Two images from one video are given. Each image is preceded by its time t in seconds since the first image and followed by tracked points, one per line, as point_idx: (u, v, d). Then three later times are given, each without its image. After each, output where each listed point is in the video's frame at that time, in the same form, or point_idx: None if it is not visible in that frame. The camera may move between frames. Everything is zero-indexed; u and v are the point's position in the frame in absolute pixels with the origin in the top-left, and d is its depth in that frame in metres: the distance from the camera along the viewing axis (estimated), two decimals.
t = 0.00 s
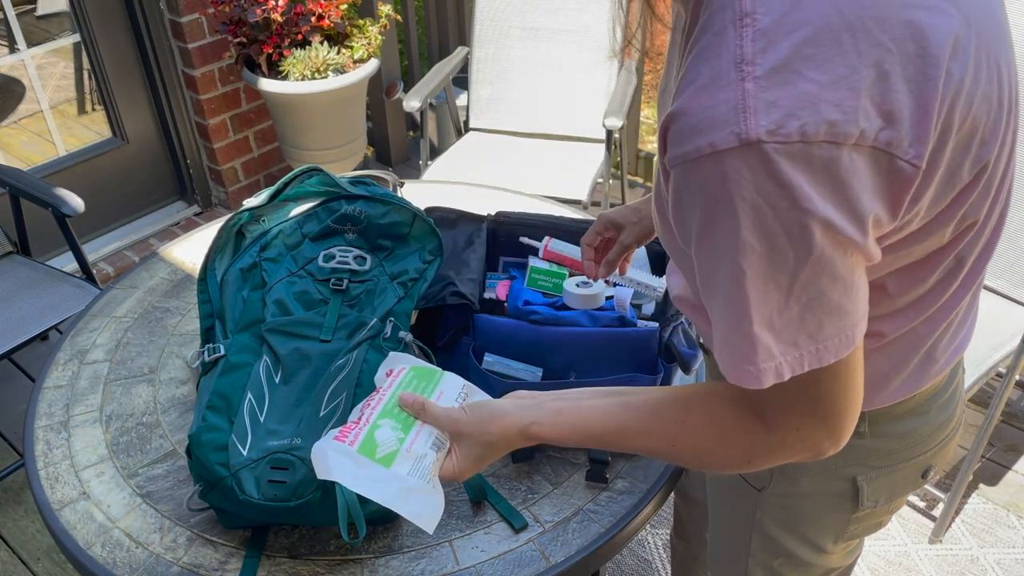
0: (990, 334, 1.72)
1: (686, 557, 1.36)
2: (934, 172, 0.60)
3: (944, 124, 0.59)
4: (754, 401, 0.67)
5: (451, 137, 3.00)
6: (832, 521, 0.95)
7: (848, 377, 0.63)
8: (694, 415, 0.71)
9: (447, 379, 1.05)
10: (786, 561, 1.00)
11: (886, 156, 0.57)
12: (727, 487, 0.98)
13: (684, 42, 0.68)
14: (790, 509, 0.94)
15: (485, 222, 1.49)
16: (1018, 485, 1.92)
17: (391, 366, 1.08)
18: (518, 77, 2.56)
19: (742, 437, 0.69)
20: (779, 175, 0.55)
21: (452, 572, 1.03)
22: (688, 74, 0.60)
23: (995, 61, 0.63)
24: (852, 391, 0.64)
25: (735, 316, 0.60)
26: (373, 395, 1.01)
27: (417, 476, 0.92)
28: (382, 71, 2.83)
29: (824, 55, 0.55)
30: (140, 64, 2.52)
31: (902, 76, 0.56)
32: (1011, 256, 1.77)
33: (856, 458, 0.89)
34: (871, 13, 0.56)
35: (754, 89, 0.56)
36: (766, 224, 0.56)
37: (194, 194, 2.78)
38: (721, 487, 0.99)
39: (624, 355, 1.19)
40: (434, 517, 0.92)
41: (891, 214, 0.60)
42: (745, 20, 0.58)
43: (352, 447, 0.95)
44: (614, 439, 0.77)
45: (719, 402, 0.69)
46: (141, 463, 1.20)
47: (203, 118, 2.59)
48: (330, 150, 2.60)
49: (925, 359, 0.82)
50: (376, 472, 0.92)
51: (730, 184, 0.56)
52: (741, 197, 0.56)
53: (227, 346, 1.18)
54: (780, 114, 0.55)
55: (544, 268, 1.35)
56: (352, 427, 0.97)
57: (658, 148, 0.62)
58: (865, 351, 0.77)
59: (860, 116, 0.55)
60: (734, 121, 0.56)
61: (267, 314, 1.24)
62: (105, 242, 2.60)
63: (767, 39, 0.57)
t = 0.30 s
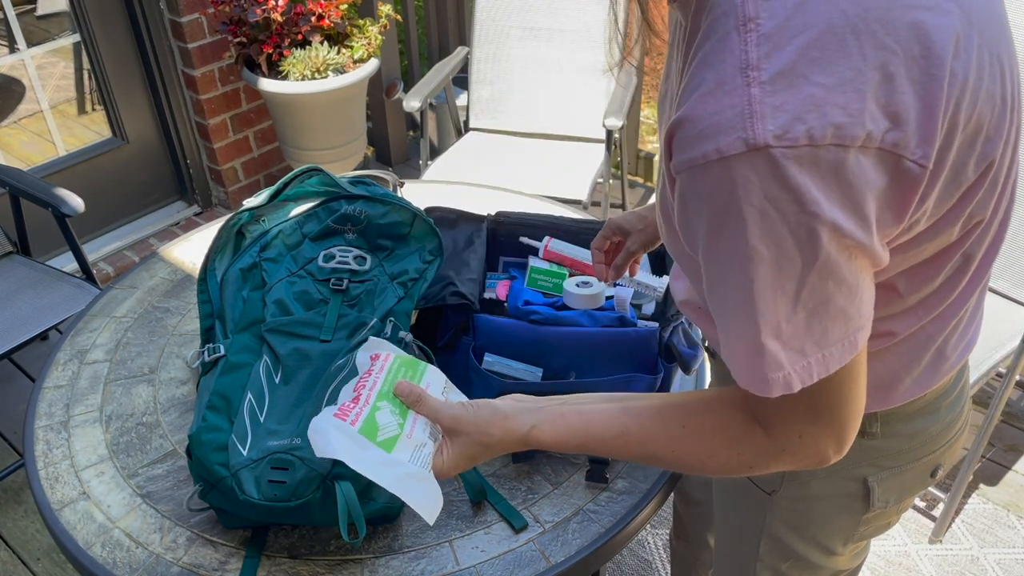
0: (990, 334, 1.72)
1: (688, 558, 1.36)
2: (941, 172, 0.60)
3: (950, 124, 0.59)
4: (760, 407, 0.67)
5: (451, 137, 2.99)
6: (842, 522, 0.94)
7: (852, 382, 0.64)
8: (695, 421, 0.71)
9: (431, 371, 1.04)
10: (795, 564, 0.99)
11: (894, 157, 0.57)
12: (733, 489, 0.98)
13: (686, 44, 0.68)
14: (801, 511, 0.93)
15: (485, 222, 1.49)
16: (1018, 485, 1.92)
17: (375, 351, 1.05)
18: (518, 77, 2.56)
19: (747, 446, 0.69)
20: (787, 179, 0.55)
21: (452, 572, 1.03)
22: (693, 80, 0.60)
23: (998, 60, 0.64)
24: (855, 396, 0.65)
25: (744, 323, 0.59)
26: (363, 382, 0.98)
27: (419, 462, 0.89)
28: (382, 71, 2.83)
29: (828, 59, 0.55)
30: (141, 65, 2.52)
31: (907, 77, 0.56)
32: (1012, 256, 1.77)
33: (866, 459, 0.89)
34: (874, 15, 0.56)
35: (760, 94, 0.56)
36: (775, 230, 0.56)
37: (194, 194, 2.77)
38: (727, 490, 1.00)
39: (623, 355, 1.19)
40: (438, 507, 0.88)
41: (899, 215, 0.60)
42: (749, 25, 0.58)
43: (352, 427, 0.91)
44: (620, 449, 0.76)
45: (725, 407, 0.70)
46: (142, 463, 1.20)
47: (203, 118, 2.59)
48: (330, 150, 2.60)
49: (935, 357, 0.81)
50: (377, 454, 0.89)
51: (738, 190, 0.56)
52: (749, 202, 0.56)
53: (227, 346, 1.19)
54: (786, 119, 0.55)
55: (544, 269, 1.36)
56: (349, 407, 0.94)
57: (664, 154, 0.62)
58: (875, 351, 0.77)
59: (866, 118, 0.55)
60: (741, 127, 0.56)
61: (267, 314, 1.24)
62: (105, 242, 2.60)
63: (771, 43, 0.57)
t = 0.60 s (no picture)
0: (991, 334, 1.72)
1: (688, 557, 1.36)
2: (948, 156, 0.60)
3: (956, 108, 0.59)
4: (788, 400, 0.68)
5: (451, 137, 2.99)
6: (859, 520, 0.94)
7: (882, 370, 0.64)
8: (727, 416, 0.72)
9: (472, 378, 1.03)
10: (807, 564, 1.00)
11: (903, 140, 0.57)
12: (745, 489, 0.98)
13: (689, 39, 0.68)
14: (820, 510, 0.93)
15: (485, 222, 1.49)
16: (1018, 485, 1.92)
17: (418, 359, 1.06)
18: (518, 78, 2.56)
19: (781, 438, 0.70)
20: (799, 167, 0.55)
21: (452, 573, 1.03)
22: (699, 75, 0.60)
23: (999, 46, 0.64)
24: (885, 385, 0.65)
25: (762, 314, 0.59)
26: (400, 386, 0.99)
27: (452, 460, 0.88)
28: (382, 71, 2.83)
29: (835, 46, 0.55)
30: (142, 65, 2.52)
31: (911, 61, 0.57)
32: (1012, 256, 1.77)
33: (885, 455, 0.89)
34: (877, 3, 0.56)
35: (767, 85, 0.56)
36: (790, 218, 0.56)
37: (194, 194, 2.78)
38: (739, 491, 0.99)
39: (623, 354, 1.20)
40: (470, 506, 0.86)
41: (910, 201, 0.60)
42: (753, 18, 0.58)
43: (387, 427, 0.92)
44: (649, 450, 0.77)
45: (755, 403, 0.71)
46: (141, 462, 1.20)
47: (203, 118, 2.59)
48: (331, 150, 2.60)
49: (950, 347, 0.81)
50: (410, 454, 0.89)
51: (751, 181, 0.56)
52: (762, 191, 0.56)
53: (227, 347, 1.19)
54: (795, 107, 0.55)
55: (544, 269, 1.36)
56: (386, 408, 0.95)
57: (674, 150, 0.62)
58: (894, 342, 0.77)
59: (874, 103, 0.55)
60: (751, 118, 0.56)
61: (267, 314, 1.24)
62: (105, 242, 2.60)
63: (776, 35, 0.57)
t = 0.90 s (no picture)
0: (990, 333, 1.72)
1: (688, 555, 1.35)
2: (946, 137, 0.60)
3: (952, 90, 0.59)
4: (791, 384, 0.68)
5: (451, 137, 2.99)
6: (860, 514, 0.94)
7: (885, 352, 0.63)
8: (732, 399, 0.72)
9: (494, 349, 1.08)
10: (809, 559, 1.00)
11: (900, 121, 0.57)
12: (746, 484, 0.99)
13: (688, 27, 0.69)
14: (821, 505, 0.93)
15: (485, 222, 1.49)
16: (1018, 486, 1.92)
17: (443, 327, 1.10)
18: (518, 77, 2.56)
19: (785, 421, 0.70)
20: (798, 146, 0.55)
21: (452, 573, 1.03)
22: (699, 57, 0.61)
23: (994, 32, 0.64)
24: (890, 367, 0.65)
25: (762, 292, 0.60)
26: (416, 360, 1.03)
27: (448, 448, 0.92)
28: (382, 71, 2.83)
29: (833, 27, 0.55)
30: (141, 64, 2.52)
31: (908, 44, 0.57)
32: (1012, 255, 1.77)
33: (886, 448, 0.89)
34: None
35: (766, 64, 0.56)
36: (789, 196, 0.56)
37: (194, 194, 2.78)
38: (743, 488, 0.99)
39: (623, 354, 1.19)
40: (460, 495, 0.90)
41: (907, 184, 0.61)
42: None
43: (390, 411, 0.96)
44: (655, 430, 0.78)
45: (759, 385, 0.71)
46: (141, 463, 1.20)
47: (203, 118, 2.60)
48: (332, 150, 2.60)
49: (949, 337, 0.82)
50: (410, 439, 0.93)
51: (751, 160, 0.56)
52: (761, 170, 0.56)
53: (227, 347, 1.19)
54: (793, 86, 0.55)
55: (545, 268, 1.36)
56: (392, 389, 0.99)
57: (674, 132, 0.62)
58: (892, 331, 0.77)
59: (871, 83, 0.55)
60: (750, 97, 0.55)
61: (267, 314, 1.24)
62: (105, 242, 2.60)
63: (775, 15, 0.57)
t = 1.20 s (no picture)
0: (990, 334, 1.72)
1: (687, 555, 1.35)
2: (954, 161, 0.60)
3: (967, 112, 0.59)
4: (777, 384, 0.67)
5: (451, 137, 2.98)
6: (846, 514, 0.94)
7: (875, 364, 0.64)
8: (713, 394, 0.72)
9: (478, 349, 1.08)
10: (798, 557, 1.00)
11: (913, 139, 0.57)
12: (736, 481, 0.99)
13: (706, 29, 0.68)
14: (808, 504, 0.93)
15: (485, 222, 1.48)
16: (1018, 486, 1.92)
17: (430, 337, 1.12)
18: (518, 78, 2.56)
19: (766, 421, 0.69)
20: (810, 158, 0.55)
21: (452, 572, 1.03)
22: (718, 60, 0.60)
23: (1011, 47, 0.64)
24: (877, 380, 0.65)
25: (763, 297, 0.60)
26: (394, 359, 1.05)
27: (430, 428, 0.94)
28: (382, 71, 2.83)
29: (855, 38, 0.55)
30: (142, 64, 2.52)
31: (928, 61, 0.56)
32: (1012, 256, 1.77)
33: (876, 449, 0.89)
34: None
35: (786, 74, 0.56)
36: (797, 208, 0.56)
37: (194, 194, 2.77)
38: (736, 487, 0.99)
39: (623, 356, 1.19)
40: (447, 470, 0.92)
41: (913, 202, 0.61)
42: (776, 5, 0.58)
43: (370, 404, 0.98)
44: (632, 418, 0.77)
45: (744, 380, 0.70)
46: (141, 462, 1.20)
47: (203, 118, 2.60)
48: (332, 150, 2.60)
49: (942, 347, 0.82)
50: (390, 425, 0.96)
51: (764, 168, 0.55)
52: (771, 179, 0.55)
53: (227, 347, 1.19)
54: (811, 97, 0.54)
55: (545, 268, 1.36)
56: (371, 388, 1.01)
57: (686, 134, 0.61)
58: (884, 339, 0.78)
59: (889, 99, 0.55)
60: (767, 106, 0.55)
61: (267, 314, 1.24)
62: (105, 242, 2.60)
63: (798, 24, 0.56)
